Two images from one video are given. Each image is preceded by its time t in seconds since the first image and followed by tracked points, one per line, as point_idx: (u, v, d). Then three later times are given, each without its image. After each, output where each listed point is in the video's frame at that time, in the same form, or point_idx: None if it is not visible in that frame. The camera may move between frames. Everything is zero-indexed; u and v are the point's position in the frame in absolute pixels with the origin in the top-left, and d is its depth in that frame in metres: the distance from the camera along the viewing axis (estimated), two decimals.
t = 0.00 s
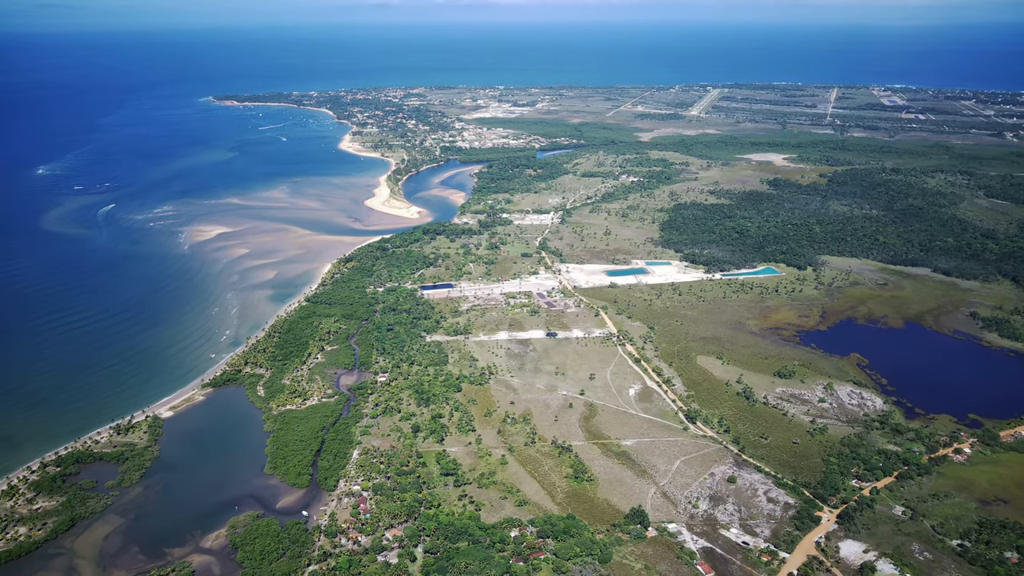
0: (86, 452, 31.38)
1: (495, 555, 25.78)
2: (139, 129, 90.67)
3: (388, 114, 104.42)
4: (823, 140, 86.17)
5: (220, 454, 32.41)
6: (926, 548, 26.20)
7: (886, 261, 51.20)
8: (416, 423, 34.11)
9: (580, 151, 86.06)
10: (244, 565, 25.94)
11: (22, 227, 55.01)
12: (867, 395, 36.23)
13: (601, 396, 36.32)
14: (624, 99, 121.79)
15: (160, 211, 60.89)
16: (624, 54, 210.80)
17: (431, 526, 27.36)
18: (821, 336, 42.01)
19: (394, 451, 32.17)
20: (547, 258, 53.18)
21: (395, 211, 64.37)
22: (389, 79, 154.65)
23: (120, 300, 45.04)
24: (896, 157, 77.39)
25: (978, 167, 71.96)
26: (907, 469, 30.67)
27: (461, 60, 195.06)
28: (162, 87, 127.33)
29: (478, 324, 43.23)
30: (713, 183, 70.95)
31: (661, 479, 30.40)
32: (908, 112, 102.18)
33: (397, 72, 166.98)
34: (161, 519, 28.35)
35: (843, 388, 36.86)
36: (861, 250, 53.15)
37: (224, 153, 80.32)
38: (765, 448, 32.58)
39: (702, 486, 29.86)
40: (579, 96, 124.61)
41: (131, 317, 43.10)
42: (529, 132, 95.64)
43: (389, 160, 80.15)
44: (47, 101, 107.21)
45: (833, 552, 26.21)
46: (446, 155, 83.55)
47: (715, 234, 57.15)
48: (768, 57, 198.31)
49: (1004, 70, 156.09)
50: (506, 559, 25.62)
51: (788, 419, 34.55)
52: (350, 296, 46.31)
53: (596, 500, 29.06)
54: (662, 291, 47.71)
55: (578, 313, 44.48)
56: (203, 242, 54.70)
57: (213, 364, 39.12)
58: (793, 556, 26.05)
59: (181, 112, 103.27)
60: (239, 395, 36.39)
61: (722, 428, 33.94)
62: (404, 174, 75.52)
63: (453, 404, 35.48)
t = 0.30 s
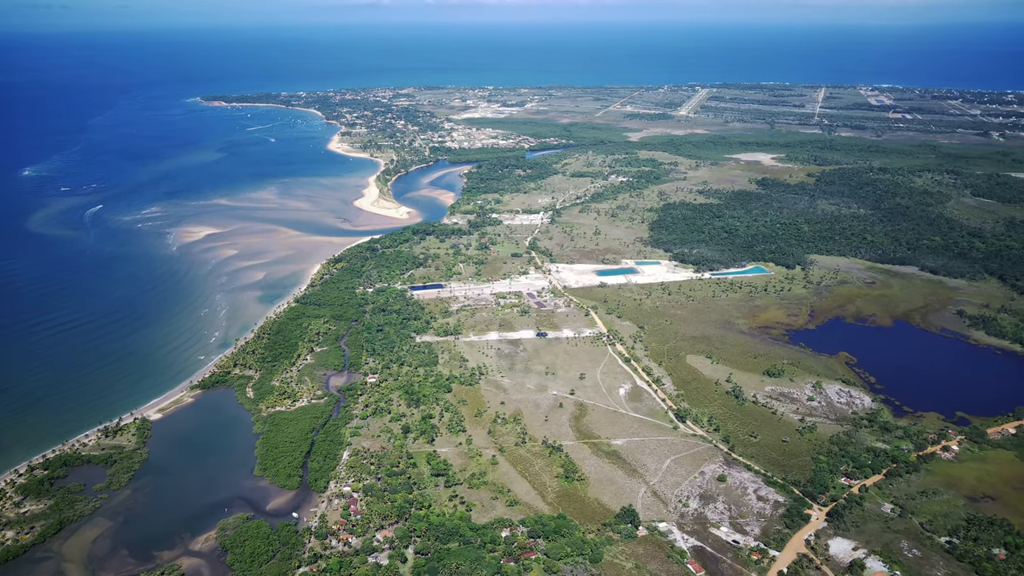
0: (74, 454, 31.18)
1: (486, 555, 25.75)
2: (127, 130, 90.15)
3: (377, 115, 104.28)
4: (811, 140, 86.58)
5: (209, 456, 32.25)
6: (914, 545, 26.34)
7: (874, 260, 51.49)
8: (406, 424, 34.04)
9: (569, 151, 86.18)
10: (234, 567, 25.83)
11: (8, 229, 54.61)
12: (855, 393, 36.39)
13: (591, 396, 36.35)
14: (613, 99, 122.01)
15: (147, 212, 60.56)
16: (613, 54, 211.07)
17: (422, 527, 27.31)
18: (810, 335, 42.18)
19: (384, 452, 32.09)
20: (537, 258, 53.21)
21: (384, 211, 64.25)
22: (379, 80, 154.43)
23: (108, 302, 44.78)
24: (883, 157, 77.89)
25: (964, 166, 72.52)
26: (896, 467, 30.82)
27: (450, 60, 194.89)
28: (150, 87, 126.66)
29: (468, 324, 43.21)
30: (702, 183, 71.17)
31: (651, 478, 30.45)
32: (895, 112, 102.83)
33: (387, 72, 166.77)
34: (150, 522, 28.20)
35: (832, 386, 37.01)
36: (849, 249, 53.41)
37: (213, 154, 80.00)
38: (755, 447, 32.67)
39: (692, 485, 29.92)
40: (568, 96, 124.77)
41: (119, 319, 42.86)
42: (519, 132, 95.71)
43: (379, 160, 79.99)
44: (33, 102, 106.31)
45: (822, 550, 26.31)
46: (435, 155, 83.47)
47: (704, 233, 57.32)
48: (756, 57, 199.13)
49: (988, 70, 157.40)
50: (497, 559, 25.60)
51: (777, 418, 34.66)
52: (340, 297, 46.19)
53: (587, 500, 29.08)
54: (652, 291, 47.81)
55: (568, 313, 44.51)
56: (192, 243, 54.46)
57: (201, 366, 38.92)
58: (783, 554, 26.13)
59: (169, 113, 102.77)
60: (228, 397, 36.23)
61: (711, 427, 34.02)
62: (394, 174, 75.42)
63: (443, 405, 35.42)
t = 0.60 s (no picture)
0: (62, 458, 30.97)
1: (477, 556, 25.72)
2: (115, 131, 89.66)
3: (366, 115, 104.10)
4: (800, 139, 86.95)
5: (198, 458, 32.10)
6: (904, 542, 26.48)
7: (863, 259, 51.75)
8: (397, 425, 33.97)
9: (559, 151, 86.30)
10: (224, 569, 25.74)
11: None
12: (844, 392, 36.55)
13: (582, 396, 36.38)
14: (602, 99, 122.20)
15: (135, 213, 60.22)
16: (602, 54, 211.24)
17: (413, 528, 27.26)
18: (799, 334, 42.35)
19: (374, 453, 32.02)
20: (527, 258, 53.22)
21: (374, 212, 64.11)
22: (368, 80, 154.20)
23: (95, 304, 44.50)
24: (871, 156, 78.32)
25: (952, 165, 73.02)
26: (885, 465, 30.98)
27: (440, 61, 194.75)
28: (138, 88, 125.97)
29: (459, 325, 43.17)
30: (691, 182, 71.37)
31: (642, 477, 30.50)
32: (883, 111, 103.45)
33: (377, 72, 166.45)
34: (139, 524, 28.04)
35: (821, 384, 37.16)
36: (838, 248, 53.66)
37: (201, 155, 79.68)
38: (745, 446, 32.77)
39: (683, 484, 29.98)
40: (557, 96, 124.82)
41: (107, 321, 42.60)
42: (509, 132, 95.75)
43: (368, 161, 79.79)
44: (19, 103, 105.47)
45: (812, 548, 26.40)
46: (425, 155, 83.38)
47: (693, 233, 57.48)
48: (745, 57, 199.77)
49: (976, 70, 158.30)
50: (488, 560, 25.59)
51: (767, 416, 34.77)
52: (330, 298, 46.07)
53: (578, 500, 29.09)
54: (642, 290, 47.90)
55: (559, 313, 44.55)
56: (180, 245, 54.19)
57: (190, 368, 38.74)
58: (773, 553, 26.22)
59: (157, 113, 102.26)
60: (217, 399, 36.07)
61: (702, 426, 34.11)
62: (384, 174, 75.28)
63: (434, 406, 35.37)
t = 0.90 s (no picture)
0: (50, 461, 30.77)
1: (468, 557, 25.69)
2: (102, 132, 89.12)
3: (356, 115, 103.92)
4: (788, 139, 87.31)
5: (188, 460, 31.94)
6: (893, 540, 26.60)
7: (852, 258, 52.00)
8: (387, 426, 33.90)
9: (549, 151, 86.41)
10: (214, 572, 25.62)
11: None
12: (834, 390, 36.69)
13: (574, 396, 36.41)
14: (592, 99, 122.38)
15: (124, 214, 59.87)
16: (591, 54, 211.45)
17: (405, 529, 27.20)
18: (789, 333, 42.51)
19: (365, 454, 31.94)
20: (517, 258, 53.24)
21: (363, 212, 63.96)
22: (359, 80, 153.94)
23: (83, 306, 44.23)
24: (859, 155, 78.71)
25: (939, 164, 73.50)
26: (874, 463, 31.13)
27: (430, 61, 194.60)
28: (126, 89, 125.25)
29: (449, 325, 43.15)
30: (681, 182, 71.55)
31: (633, 477, 30.54)
32: (870, 110, 104.05)
33: (367, 73, 166.12)
34: (128, 527, 27.88)
35: (811, 383, 37.29)
36: (828, 247, 53.89)
37: (189, 155, 79.35)
38: (735, 445, 32.86)
39: (674, 483, 30.04)
40: (547, 97, 124.92)
41: (94, 323, 42.35)
42: (499, 132, 95.80)
43: (358, 161, 79.61)
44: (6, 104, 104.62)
45: (803, 546, 26.49)
46: (415, 155, 83.29)
47: (683, 232, 57.64)
48: (734, 57, 200.40)
49: (962, 69, 159.28)
50: (480, 560, 25.57)
51: (757, 415, 34.87)
52: (320, 299, 45.95)
53: (570, 499, 29.10)
54: (632, 290, 47.98)
55: (550, 313, 44.57)
56: (169, 246, 53.95)
57: (179, 369, 38.57)
58: (764, 551, 26.30)
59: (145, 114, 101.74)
60: (206, 401, 35.93)
61: (692, 425, 34.18)
62: (374, 175, 75.15)
63: (425, 406, 35.33)
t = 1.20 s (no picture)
0: (39, 463, 30.57)
1: (460, 557, 25.67)
2: (90, 133, 88.59)
3: (345, 116, 103.67)
4: (777, 139, 87.63)
5: (178, 463, 31.77)
6: (883, 538, 26.73)
7: (841, 257, 52.25)
8: (378, 427, 33.84)
9: (539, 151, 86.48)
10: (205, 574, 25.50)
11: None
12: (824, 388, 36.85)
13: (565, 395, 36.44)
14: (582, 99, 122.51)
15: (113, 216, 59.55)
16: (581, 54, 211.58)
17: (396, 530, 27.15)
18: (779, 332, 42.68)
19: (357, 455, 31.86)
20: (508, 259, 53.24)
21: (352, 213, 63.77)
22: (349, 80, 153.55)
23: (72, 308, 43.94)
24: (847, 155, 79.09)
25: (927, 164, 73.94)
26: (864, 461, 31.27)
27: (421, 61, 194.28)
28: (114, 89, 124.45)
29: (440, 325, 43.11)
30: (671, 182, 71.71)
31: (624, 476, 30.58)
32: (859, 110, 104.57)
33: (356, 73, 165.71)
34: (118, 530, 27.72)
35: (801, 382, 37.44)
36: (817, 246, 54.14)
37: (176, 156, 78.96)
38: (725, 444, 32.96)
39: (665, 482, 30.10)
40: (537, 97, 124.96)
41: (83, 325, 42.11)
42: (489, 132, 95.80)
43: (348, 162, 79.43)
44: None
45: (793, 544, 26.58)
46: (406, 156, 83.18)
47: (673, 232, 57.78)
48: (724, 57, 200.91)
49: (949, 69, 160.09)
50: (472, 560, 25.55)
51: (747, 414, 34.98)
52: (310, 300, 45.82)
53: (561, 499, 29.11)
54: (623, 290, 48.06)
55: (540, 313, 44.60)
56: (158, 247, 53.69)
57: (169, 371, 38.40)
58: (755, 549, 26.37)
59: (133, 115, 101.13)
60: (196, 403, 35.78)
61: (683, 424, 34.26)
62: (364, 176, 74.98)
63: (416, 407, 35.29)
